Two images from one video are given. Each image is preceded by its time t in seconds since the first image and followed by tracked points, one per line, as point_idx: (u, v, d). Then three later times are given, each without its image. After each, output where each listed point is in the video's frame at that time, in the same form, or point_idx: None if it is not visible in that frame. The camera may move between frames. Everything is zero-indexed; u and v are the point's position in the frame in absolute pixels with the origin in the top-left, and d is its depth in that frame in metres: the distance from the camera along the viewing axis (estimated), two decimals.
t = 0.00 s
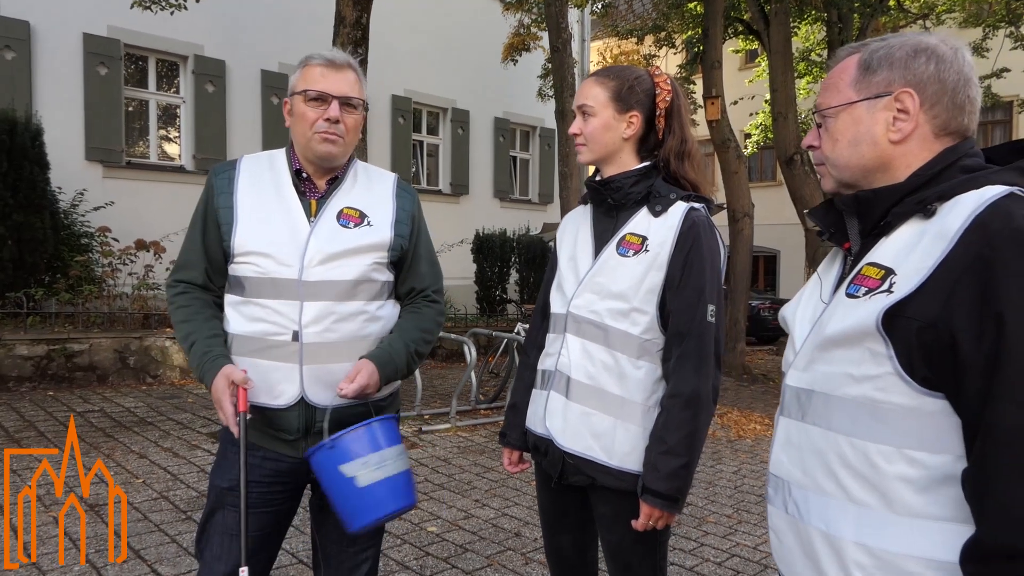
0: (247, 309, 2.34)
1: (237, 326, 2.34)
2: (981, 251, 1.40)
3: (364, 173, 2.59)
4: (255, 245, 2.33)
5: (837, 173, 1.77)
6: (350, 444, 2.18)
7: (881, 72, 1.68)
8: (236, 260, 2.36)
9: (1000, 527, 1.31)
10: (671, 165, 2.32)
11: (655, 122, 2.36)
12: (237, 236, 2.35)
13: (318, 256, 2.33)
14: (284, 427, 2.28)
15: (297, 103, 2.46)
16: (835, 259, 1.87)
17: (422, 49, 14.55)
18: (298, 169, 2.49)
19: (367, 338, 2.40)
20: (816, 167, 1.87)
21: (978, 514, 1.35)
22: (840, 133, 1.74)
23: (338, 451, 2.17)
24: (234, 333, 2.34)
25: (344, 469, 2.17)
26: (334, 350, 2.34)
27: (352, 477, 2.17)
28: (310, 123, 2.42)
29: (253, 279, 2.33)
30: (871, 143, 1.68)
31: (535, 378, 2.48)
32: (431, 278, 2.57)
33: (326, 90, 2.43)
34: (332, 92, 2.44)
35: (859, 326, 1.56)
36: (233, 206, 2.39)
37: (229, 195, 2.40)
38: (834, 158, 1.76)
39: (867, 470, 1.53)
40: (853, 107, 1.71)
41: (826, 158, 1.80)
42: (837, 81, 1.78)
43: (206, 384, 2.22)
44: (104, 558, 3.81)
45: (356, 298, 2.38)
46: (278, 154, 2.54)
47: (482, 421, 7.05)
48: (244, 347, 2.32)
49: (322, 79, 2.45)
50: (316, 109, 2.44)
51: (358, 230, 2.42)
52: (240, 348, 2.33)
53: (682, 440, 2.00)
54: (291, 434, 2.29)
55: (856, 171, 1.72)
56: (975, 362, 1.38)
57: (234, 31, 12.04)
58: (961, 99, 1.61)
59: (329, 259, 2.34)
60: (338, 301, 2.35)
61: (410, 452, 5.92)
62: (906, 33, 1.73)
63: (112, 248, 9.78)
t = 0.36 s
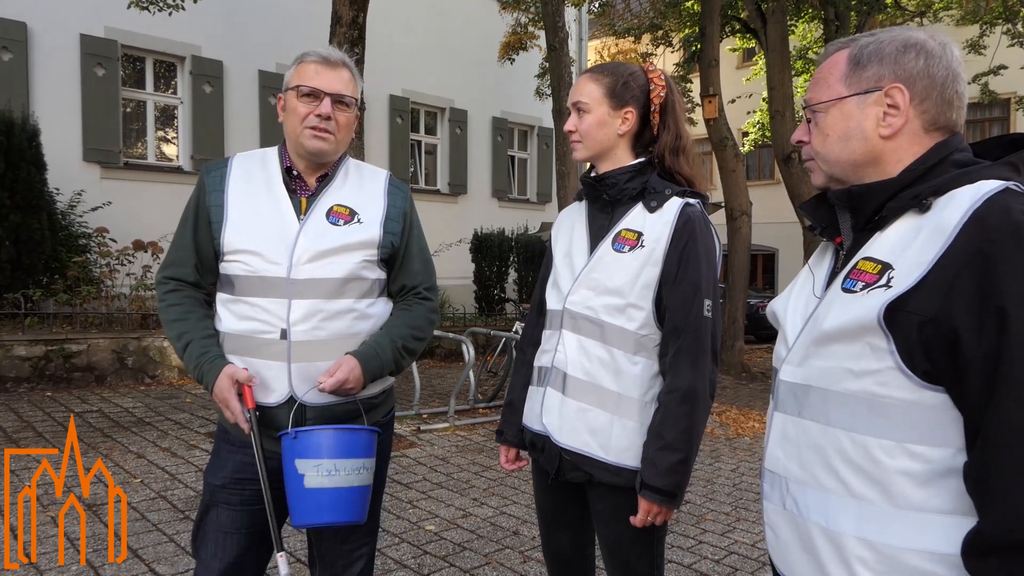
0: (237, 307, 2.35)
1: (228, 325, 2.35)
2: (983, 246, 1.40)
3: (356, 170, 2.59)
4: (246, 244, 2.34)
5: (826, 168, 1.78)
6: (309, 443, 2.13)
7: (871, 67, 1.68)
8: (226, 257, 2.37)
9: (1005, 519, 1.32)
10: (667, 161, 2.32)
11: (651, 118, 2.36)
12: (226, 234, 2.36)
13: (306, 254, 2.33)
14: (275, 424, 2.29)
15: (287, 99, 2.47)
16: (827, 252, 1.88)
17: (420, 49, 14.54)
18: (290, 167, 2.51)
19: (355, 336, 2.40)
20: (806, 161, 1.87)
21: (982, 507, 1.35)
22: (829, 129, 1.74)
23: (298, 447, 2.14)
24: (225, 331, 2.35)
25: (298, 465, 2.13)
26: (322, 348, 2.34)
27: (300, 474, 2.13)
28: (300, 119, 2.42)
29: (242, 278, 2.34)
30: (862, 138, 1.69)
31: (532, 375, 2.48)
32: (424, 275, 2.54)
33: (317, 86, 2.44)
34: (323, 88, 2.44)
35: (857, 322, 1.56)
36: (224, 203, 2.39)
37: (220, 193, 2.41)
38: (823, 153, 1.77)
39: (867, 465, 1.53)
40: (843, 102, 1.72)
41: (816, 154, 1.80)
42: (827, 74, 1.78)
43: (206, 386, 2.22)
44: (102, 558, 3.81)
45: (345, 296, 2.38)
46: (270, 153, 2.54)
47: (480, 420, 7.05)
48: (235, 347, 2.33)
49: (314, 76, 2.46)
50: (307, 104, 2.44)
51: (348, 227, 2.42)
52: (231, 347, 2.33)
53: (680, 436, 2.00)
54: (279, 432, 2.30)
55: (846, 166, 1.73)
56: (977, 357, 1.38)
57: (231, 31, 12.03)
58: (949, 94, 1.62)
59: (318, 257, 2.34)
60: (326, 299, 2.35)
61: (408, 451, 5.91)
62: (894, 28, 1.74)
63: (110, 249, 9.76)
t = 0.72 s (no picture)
0: (236, 309, 2.34)
1: (227, 327, 2.34)
2: (987, 241, 1.40)
3: (352, 172, 2.59)
4: (246, 245, 2.33)
5: (864, 165, 1.70)
6: (313, 448, 2.12)
7: (903, 62, 1.67)
8: (223, 258, 2.36)
9: (1012, 516, 1.31)
10: (663, 159, 2.32)
11: (647, 117, 2.35)
12: (224, 235, 2.34)
13: (306, 256, 2.32)
14: (275, 427, 2.29)
15: (291, 99, 2.45)
16: (826, 252, 1.89)
17: (417, 49, 14.54)
18: (286, 168, 2.50)
19: (355, 337, 2.40)
20: (821, 161, 1.77)
21: (990, 503, 1.35)
22: (870, 122, 1.68)
23: (301, 451, 2.13)
24: (223, 333, 2.34)
25: (301, 470, 2.12)
26: (322, 350, 2.33)
27: (304, 479, 2.12)
28: (309, 120, 2.41)
29: (241, 279, 2.33)
30: (907, 133, 1.67)
31: (530, 376, 2.48)
32: (419, 276, 2.55)
33: (325, 88, 2.44)
34: (330, 90, 2.44)
35: (861, 319, 1.55)
36: (220, 204, 2.38)
37: (216, 193, 2.40)
38: (863, 148, 1.69)
39: (873, 462, 1.53)
40: (883, 96, 1.67)
41: (847, 151, 1.71)
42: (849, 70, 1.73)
43: (209, 389, 2.20)
44: (100, 561, 3.80)
45: (345, 297, 2.37)
46: (265, 153, 2.53)
47: (479, 421, 7.04)
48: (235, 349, 2.32)
49: (320, 76, 2.46)
50: (313, 105, 2.43)
51: (347, 228, 2.42)
52: (231, 349, 2.33)
53: (678, 435, 1.99)
54: (280, 434, 2.29)
55: (891, 165, 1.68)
56: (983, 352, 1.38)
57: (229, 33, 12.01)
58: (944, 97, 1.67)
59: (318, 259, 2.34)
60: (327, 301, 2.34)
61: (407, 452, 5.91)
62: (885, 28, 1.76)
63: (108, 250, 9.75)
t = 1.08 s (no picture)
0: (228, 308, 2.32)
1: (218, 326, 2.32)
2: (982, 240, 1.40)
3: (343, 171, 2.59)
4: (238, 244, 2.31)
5: (872, 162, 1.69)
6: (313, 448, 2.12)
7: (904, 61, 1.70)
8: (214, 257, 2.34)
9: (1009, 517, 1.31)
10: (652, 158, 2.32)
11: (636, 115, 2.35)
12: (216, 233, 2.33)
13: (300, 254, 2.32)
14: (268, 427, 2.27)
15: (287, 97, 2.43)
16: (813, 250, 1.90)
17: (410, 49, 14.51)
18: (279, 166, 2.48)
19: (348, 336, 2.39)
20: (826, 156, 1.74)
21: (987, 503, 1.35)
22: (880, 118, 1.68)
23: (300, 450, 2.12)
24: (213, 333, 2.32)
25: (300, 469, 2.12)
26: (316, 349, 2.33)
27: (303, 478, 2.11)
28: (308, 119, 2.40)
29: (233, 278, 2.31)
30: (910, 132, 1.69)
31: (518, 375, 2.48)
32: (409, 275, 2.56)
33: (324, 87, 2.43)
34: (328, 89, 2.44)
35: (854, 320, 1.56)
36: (210, 202, 2.36)
37: (205, 191, 2.37)
38: (873, 144, 1.68)
39: (866, 464, 1.53)
40: (891, 92, 1.69)
41: (856, 147, 1.69)
42: (856, 64, 1.72)
43: (202, 389, 2.18)
44: (88, 563, 3.78)
45: (340, 296, 2.37)
46: (254, 150, 2.51)
47: (470, 421, 7.04)
48: (226, 349, 2.30)
49: (317, 75, 2.45)
50: (312, 105, 2.42)
51: (340, 227, 2.41)
52: (221, 348, 2.31)
53: (667, 434, 1.99)
54: (272, 434, 2.28)
55: (900, 161, 1.69)
56: (977, 351, 1.38)
57: (220, 32, 11.96)
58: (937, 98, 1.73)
59: (312, 258, 2.33)
60: (322, 300, 2.34)
61: (398, 453, 5.89)
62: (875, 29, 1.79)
63: (97, 250, 9.69)
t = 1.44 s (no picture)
0: (216, 307, 2.30)
1: (206, 326, 2.30)
2: (975, 239, 1.41)
3: (332, 168, 2.58)
4: (228, 242, 2.30)
5: (857, 155, 1.70)
6: (302, 451, 2.11)
7: (893, 54, 1.70)
8: (202, 256, 2.33)
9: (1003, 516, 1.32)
10: (642, 158, 2.32)
11: (625, 114, 2.35)
12: (204, 231, 2.31)
13: (290, 253, 2.31)
14: (256, 427, 2.26)
15: (277, 93, 2.41)
16: (801, 248, 1.90)
17: (401, 48, 14.48)
18: (268, 164, 2.47)
19: (337, 336, 2.39)
20: (812, 148, 1.76)
21: (979, 504, 1.35)
22: (864, 111, 1.69)
23: (289, 452, 2.11)
24: (201, 333, 2.30)
25: (289, 471, 2.11)
26: (306, 348, 2.32)
27: (291, 480, 2.11)
28: (297, 116, 2.39)
29: (221, 276, 2.30)
30: (896, 125, 1.69)
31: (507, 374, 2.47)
32: (399, 274, 2.55)
33: (314, 83, 2.42)
34: (318, 85, 2.43)
35: (845, 319, 1.56)
36: (198, 199, 2.35)
37: (192, 188, 2.36)
38: (857, 136, 1.69)
39: (857, 465, 1.53)
40: (877, 85, 1.69)
41: (839, 140, 1.71)
42: (842, 56, 1.73)
43: (188, 389, 2.17)
44: (77, 564, 3.76)
45: (330, 295, 2.36)
46: (243, 148, 2.50)
47: (461, 420, 7.03)
48: (213, 349, 2.28)
49: (306, 71, 2.43)
50: (301, 101, 2.41)
51: (329, 225, 2.40)
52: (209, 348, 2.29)
53: (655, 433, 1.99)
54: (261, 435, 2.27)
55: (884, 154, 1.70)
56: (971, 351, 1.39)
57: (210, 30, 11.90)
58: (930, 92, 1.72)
59: (301, 256, 2.32)
60: (311, 299, 2.33)
61: (389, 452, 5.88)
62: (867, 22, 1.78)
63: (86, 250, 9.63)
